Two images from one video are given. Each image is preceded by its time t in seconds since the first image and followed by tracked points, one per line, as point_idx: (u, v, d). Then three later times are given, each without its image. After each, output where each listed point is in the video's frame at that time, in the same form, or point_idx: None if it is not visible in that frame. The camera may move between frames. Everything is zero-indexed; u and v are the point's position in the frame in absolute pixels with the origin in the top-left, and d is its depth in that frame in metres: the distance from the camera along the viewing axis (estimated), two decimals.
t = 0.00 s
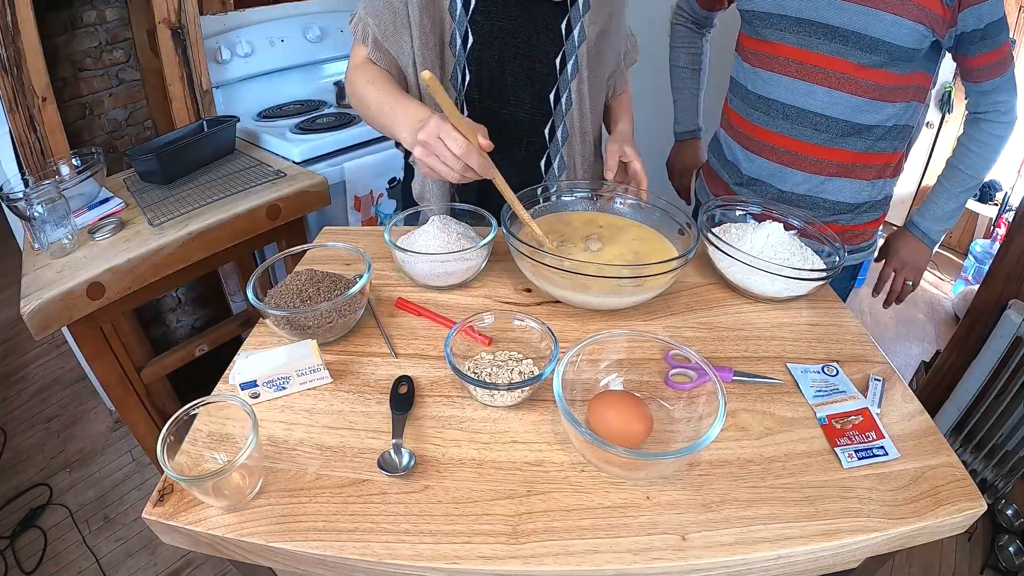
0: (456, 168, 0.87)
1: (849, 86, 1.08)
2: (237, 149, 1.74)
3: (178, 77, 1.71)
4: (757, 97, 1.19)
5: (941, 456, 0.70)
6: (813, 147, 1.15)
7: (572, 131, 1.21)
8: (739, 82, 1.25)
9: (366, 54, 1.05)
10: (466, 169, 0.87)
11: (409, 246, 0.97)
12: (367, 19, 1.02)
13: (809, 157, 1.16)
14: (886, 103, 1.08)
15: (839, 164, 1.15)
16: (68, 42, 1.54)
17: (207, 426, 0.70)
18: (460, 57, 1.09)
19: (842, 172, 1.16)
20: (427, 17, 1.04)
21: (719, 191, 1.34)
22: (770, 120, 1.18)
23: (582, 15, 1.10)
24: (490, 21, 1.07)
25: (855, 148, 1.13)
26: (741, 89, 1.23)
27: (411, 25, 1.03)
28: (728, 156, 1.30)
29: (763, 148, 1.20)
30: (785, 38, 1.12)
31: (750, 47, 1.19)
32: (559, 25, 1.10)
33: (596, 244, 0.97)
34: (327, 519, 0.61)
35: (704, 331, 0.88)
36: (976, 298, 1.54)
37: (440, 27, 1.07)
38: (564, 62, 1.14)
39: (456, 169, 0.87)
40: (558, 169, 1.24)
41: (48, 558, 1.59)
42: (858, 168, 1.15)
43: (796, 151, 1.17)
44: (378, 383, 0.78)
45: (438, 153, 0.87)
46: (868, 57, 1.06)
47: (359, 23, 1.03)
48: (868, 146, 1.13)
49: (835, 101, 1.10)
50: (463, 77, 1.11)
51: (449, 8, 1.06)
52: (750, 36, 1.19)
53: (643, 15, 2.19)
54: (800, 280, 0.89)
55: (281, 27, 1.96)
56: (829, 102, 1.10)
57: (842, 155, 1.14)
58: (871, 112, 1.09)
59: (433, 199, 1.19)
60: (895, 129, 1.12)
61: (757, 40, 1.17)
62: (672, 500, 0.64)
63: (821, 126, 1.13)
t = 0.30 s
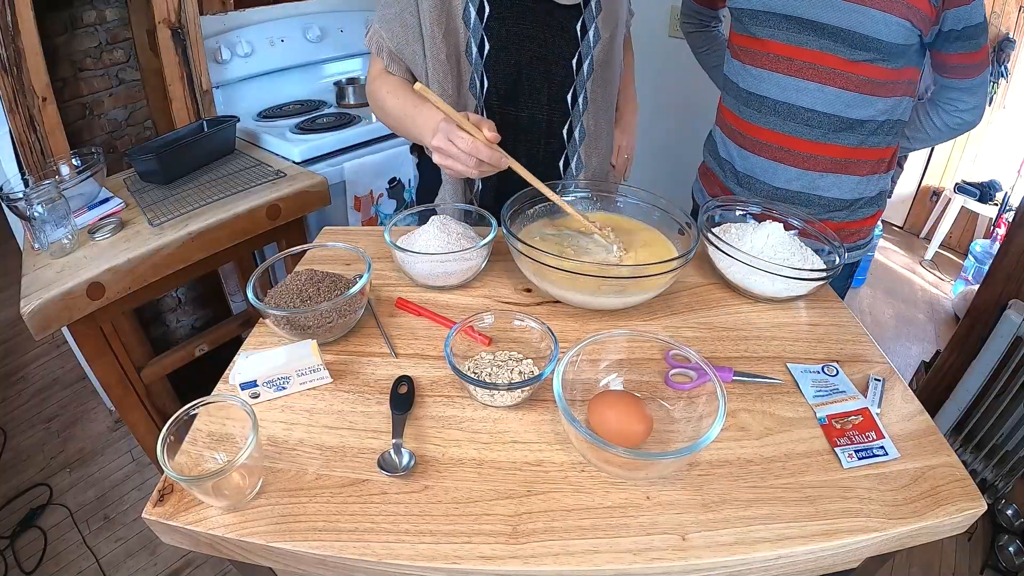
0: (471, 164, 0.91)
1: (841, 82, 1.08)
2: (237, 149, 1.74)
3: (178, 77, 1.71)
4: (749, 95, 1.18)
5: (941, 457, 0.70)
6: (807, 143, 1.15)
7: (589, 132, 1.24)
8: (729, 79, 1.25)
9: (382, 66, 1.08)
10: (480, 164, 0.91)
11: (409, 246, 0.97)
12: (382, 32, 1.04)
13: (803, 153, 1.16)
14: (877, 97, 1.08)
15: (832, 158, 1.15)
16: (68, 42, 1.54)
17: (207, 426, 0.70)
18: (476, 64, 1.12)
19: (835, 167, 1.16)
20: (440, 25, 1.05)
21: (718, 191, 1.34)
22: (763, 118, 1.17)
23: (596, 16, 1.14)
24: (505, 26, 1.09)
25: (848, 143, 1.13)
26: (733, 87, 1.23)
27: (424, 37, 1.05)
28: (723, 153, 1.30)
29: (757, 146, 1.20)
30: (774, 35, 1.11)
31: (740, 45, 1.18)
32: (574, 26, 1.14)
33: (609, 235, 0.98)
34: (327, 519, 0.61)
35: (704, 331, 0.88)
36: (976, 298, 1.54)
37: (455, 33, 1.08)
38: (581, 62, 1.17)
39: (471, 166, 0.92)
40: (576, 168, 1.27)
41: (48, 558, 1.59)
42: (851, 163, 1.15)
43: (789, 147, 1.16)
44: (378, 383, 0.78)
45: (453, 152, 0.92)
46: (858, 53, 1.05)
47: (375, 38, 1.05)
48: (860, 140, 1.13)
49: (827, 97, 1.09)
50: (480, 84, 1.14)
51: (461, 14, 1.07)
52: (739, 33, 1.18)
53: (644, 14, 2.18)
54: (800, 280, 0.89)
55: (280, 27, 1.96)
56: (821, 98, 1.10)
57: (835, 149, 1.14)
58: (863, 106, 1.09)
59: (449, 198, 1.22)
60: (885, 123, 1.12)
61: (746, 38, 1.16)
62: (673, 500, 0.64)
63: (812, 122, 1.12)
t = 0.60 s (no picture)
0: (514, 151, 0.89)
1: (838, 82, 1.07)
2: (237, 149, 1.74)
3: (178, 77, 1.71)
4: (746, 93, 1.18)
5: (941, 456, 0.70)
6: (804, 143, 1.15)
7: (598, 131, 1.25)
8: (727, 79, 1.25)
9: (395, 71, 1.08)
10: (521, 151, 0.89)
11: (409, 246, 0.97)
12: (393, 37, 1.04)
13: (799, 153, 1.16)
14: (873, 99, 1.08)
15: (829, 158, 1.15)
16: (68, 42, 1.54)
17: (207, 425, 0.70)
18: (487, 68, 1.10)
19: (831, 168, 1.16)
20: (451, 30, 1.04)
21: (717, 191, 1.34)
22: (759, 117, 1.18)
23: (603, 18, 1.14)
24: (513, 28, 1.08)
25: (845, 143, 1.13)
26: (731, 86, 1.23)
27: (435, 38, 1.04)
28: (721, 152, 1.30)
29: (754, 145, 1.20)
30: (772, 35, 1.11)
31: (739, 44, 1.18)
32: (582, 27, 1.14)
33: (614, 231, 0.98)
34: (327, 519, 0.61)
35: (704, 331, 0.88)
36: (976, 298, 1.54)
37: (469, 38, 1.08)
38: (590, 63, 1.17)
39: (514, 157, 0.90)
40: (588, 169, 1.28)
41: (48, 558, 1.59)
42: (847, 163, 1.15)
43: (786, 146, 1.16)
44: (378, 383, 0.78)
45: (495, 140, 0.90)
46: (855, 54, 1.05)
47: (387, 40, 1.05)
48: (857, 142, 1.13)
49: (824, 98, 1.09)
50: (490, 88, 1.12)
51: (473, 20, 1.06)
52: (737, 33, 1.18)
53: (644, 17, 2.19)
54: (801, 280, 0.89)
55: (280, 27, 1.96)
56: (818, 98, 1.10)
57: (831, 150, 1.14)
58: (860, 108, 1.09)
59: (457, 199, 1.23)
60: (882, 125, 1.12)
61: (745, 38, 1.16)
62: (673, 500, 0.64)
63: (809, 122, 1.12)
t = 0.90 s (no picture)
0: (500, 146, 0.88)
1: (838, 86, 1.07)
2: (237, 149, 1.74)
3: (178, 77, 1.71)
4: (747, 94, 1.18)
5: (941, 457, 0.70)
6: (802, 144, 1.15)
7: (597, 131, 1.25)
8: (730, 77, 1.25)
9: (391, 66, 1.08)
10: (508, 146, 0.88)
11: (409, 246, 0.97)
12: (391, 33, 1.04)
13: (797, 154, 1.16)
14: (874, 104, 1.08)
15: (827, 160, 1.15)
16: (68, 42, 1.54)
17: (207, 425, 0.70)
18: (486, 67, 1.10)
19: (830, 171, 1.16)
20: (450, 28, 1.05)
21: (717, 190, 1.35)
22: (759, 117, 1.18)
23: (603, 18, 1.13)
24: (513, 27, 1.08)
25: (844, 146, 1.13)
26: (733, 86, 1.23)
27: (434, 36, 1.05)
28: (721, 151, 1.30)
29: (752, 145, 1.20)
30: (775, 36, 1.10)
31: (742, 44, 1.18)
32: (582, 29, 1.14)
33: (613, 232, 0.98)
34: (327, 519, 0.61)
35: (704, 331, 0.88)
36: (976, 298, 1.54)
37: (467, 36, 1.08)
38: (589, 64, 1.18)
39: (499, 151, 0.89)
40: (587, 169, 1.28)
41: (48, 558, 1.59)
42: (846, 166, 1.15)
43: (785, 147, 1.16)
44: (378, 383, 0.78)
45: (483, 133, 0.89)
46: (856, 59, 1.05)
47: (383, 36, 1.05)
48: (856, 145, 1.13)
49: (824, 101, 1.09)
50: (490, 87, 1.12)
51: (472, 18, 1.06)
52: (741, 32, 1.18)
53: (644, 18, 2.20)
54: (801, 280, 0.89)
55: (280, 27, 1.95)
56: (818, 101, 1.10)
57: (830, 153, 1.14)
58: (860, 111, 1.09)
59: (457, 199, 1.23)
60: (882, 130, 1.12)
61: (748, 38, 1.16)
62: (673, 500, 0.64)
63: (809, 124, 1.12)
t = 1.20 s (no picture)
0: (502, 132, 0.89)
1: (842, 88, 1.07)
2: (237, 149, 1.74)
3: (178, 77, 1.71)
4: (751, 95, 1.18)
5: (941, 457, 0.70)
6: (805, 146, 1.15)
7: (597, 131, 1.25)
8: (734, 77, 1.25)
9: (388, 62, 1.08)
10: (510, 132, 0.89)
11: (409, 246, 0.97)
12: (389, 31, 1.04)
13: (799, 155, 1.16)
14: (878, 107, 1.08)
15: (830, 163, 1.15)
16: (68, 42, 1.54)
17: (207, 425, 0.70)
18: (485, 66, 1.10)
19: (832, 173, 1.16)
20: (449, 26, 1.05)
21: (719, 191, 1.34)
22: (762, 118, 1.18)
23: (603, 18, 1.13)
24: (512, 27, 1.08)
25: (847, 149, 1.13)
26: (737, 86, 1.23)
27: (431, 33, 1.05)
28: (724, 151, 1.30)
29: (755, 145, 1.20)
30: (780, 37, 1.10)
31: (748, 44, 1.18)
32: (582, 28, 1.14)
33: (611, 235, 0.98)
34: (327, 519, 0.61)
35: (704, 331, 0.88)
36: (976, 298, 1.54)
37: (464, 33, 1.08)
38: (589, 64, 1.17)
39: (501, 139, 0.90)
40: (586, 170, 1.28)
41: (48, 558, 1.59)
42: (849, 169, 1.15)
43: (788, 148, 1.16)
44: (378, 383, 0.78)
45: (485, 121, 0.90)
46: (861, 62, 1.05)
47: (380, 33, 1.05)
48: (859, 148, 1.13)
49: (827, 103, 1.09)
50: (490, 89, 1.12)
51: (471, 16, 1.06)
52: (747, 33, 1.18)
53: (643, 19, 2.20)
54: (800, 280, 0.89)
55: (280, 27, 1.95)
56: (821, 103, 1.10)
57: (833, 155, 1.14)
58: (864, 115, 1.09)
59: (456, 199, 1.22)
60: (886, 133, 1.13)
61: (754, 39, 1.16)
62: (673, 500, 0.64)
63: (812, 126, 1.13)
